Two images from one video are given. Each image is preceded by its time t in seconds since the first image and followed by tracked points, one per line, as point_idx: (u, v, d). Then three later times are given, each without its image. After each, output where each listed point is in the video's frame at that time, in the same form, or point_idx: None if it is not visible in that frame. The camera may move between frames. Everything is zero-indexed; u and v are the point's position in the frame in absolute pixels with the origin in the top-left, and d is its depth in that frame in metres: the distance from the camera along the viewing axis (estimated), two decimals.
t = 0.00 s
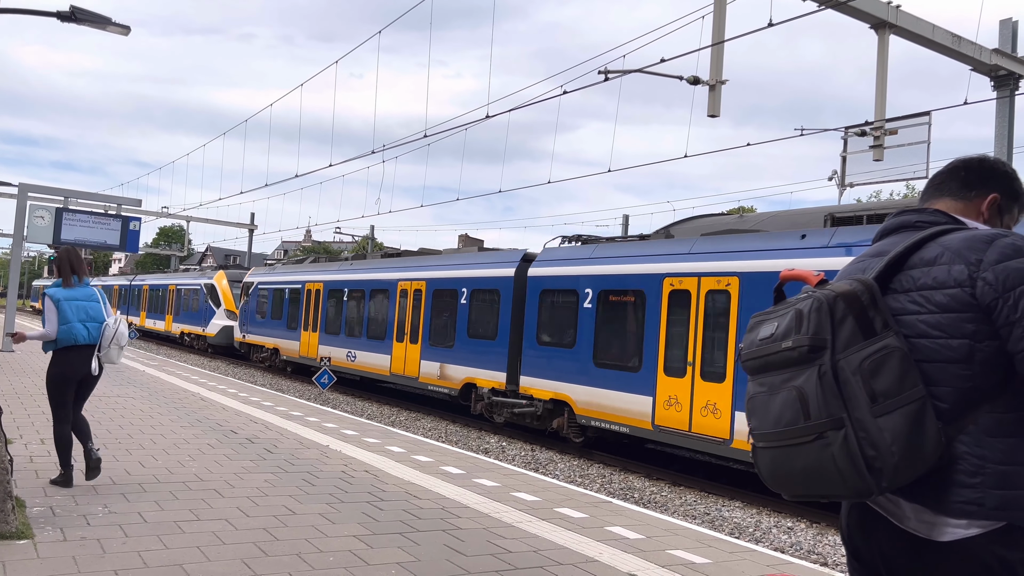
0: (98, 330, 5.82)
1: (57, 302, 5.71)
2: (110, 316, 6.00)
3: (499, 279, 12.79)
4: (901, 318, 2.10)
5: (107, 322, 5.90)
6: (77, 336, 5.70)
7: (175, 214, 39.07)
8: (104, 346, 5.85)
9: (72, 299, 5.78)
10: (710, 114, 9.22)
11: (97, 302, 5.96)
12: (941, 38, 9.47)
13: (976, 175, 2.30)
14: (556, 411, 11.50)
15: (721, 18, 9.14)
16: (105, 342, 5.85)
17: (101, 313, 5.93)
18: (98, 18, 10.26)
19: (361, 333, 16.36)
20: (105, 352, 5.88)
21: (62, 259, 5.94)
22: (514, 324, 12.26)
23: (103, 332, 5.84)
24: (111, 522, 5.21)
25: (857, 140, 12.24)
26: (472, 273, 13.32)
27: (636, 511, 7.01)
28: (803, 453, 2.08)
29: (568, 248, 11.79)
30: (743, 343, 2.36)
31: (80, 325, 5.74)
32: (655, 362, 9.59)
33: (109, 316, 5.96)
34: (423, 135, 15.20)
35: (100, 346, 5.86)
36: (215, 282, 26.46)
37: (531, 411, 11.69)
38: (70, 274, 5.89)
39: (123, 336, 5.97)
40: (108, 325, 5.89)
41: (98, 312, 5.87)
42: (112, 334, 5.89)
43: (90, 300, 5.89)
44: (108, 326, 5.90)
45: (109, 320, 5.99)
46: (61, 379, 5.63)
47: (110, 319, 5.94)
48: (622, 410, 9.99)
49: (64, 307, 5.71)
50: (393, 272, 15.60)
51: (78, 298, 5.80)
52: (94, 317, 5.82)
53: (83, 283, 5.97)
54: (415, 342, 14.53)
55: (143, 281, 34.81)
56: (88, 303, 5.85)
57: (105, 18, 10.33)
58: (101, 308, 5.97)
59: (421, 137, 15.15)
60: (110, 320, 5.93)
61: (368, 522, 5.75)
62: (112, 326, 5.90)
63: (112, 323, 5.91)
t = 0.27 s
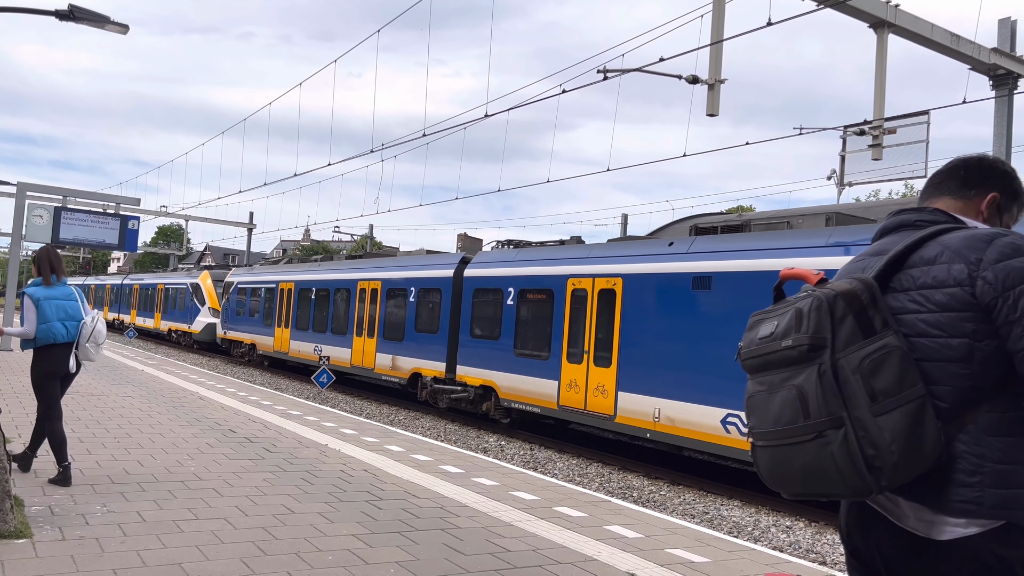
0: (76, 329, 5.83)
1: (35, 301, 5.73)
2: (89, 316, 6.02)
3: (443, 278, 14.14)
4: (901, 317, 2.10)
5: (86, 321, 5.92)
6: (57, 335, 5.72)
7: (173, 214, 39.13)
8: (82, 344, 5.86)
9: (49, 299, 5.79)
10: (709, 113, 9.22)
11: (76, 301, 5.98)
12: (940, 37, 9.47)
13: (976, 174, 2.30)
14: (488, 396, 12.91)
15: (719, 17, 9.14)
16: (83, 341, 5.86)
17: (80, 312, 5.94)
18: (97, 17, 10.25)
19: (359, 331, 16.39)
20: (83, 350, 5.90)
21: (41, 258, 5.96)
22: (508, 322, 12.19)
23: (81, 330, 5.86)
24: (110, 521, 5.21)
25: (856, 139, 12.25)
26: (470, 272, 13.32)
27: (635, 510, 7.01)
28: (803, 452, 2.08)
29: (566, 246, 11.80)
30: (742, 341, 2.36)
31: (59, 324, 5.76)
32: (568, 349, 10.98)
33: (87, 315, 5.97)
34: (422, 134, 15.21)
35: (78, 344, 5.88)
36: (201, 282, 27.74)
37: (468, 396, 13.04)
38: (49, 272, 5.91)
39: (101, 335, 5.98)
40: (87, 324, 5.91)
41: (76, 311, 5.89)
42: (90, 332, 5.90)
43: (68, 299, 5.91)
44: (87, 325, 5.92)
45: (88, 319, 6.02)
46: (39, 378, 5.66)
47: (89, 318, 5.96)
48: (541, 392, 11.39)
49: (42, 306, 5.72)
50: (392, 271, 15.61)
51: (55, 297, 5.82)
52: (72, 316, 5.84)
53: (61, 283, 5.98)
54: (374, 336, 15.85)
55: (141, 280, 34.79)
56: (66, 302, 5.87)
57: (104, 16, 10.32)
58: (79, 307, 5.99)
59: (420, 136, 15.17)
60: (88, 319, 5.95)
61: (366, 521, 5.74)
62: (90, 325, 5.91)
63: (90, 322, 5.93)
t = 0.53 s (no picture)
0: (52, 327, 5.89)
1: (15, 297, 5.76)
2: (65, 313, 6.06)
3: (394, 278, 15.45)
4: (900, 317, 2.10)
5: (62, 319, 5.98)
6: (35, 331, 5.79)
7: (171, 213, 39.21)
8: (57, 342, 5.93)
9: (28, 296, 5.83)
10: (708, 112, 9.22)
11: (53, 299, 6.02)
12: (939, 36, 9.48)
13: (975, 172, 2.30)
14: (428, 383, 14.36)
15: (718, 16, 9.14)
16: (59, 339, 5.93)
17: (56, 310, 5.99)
18: (96, 16, 10.24)
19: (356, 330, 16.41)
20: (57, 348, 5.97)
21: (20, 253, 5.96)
22: (505, 320, 12.16)
23: (57, 329, 5.92)
24: (109, 521, 5.21)
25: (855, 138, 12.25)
26: (469, 271, 13.31)
27: (634, 509, 7.01)
28: (802, 451, 2.08)
29: (565, 245, 11.79)
30: (741, 341, 2.36)
31: (37, 321, 5.81)
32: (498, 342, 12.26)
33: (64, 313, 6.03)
34: (420, 133, 15.21)
35: (53, 341, 5.94)
36: (186, 282, 28.95)
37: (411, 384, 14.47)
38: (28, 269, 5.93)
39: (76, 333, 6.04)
40: (63, 322, 5.97)
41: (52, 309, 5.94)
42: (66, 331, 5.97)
43: (46, 296, 5.94)
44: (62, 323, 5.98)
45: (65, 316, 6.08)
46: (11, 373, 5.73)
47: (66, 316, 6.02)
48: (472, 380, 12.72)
49: (21, 303, 5.77)
50: (390, 270, 15.61)
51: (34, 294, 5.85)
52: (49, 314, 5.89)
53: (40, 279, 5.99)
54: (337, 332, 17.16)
55: (140, 279, 34.73)
56: (44, 299, 5.90)
57: (103, 15, 10.32)
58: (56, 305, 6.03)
59: (419, 135, 15.17)
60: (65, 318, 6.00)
61: (365, 521, 5.74)
62: (66, 323, 5.97)
63: (67, 320, 6.00)
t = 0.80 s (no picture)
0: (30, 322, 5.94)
1: None
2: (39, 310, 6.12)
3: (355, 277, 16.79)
4: (900, 316, 2.10)
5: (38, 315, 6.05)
6: (15, 326, 5.85)
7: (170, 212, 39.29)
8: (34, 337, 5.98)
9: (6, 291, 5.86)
10: (707, 112, 9.22)
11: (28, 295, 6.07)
12: (938, 36, 9.48)
13: (974, 172, 2.30)
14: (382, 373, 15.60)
15: (718, 16, 9.13)
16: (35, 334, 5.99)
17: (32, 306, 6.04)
18: (95, 15, 10.24)
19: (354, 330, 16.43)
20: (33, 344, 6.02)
21: None
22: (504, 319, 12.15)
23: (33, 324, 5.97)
24: (109, 520, 5.21)
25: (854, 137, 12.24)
26: (468, 271, 13.31)
27: (634, 509, 7.01)
28: (801, 451, 2.08)
29: (563, 245, 11.80)
30: (740, 341, 2.36)
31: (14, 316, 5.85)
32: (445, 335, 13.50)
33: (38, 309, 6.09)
34: (420, 132, 15.22)
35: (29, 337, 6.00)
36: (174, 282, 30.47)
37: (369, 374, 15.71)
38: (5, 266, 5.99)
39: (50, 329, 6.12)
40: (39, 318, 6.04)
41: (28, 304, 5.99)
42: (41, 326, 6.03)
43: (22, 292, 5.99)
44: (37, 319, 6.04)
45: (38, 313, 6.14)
46: None
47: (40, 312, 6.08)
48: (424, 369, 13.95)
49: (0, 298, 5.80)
50: (388, 270, 15.62)
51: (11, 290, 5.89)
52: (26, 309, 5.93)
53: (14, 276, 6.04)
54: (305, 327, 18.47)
55: (139, 279, 34.74)
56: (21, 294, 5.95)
57: (102, 15, 10.31)
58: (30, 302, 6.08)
59: (418, 135, 15.18)
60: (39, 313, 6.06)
61: (365, 520, 5.74)
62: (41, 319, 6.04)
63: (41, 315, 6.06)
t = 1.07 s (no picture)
0: None
1: None
2: None
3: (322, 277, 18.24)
4: (899, 316, 2.10)
5: None
6: None
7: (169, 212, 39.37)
8: None
9: None
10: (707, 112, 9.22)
11: None
12: (938, 35, 9.47)
13: (973, 171, 2.30)
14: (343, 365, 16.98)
15: (717, 16, 9.14)
16: None
17: None
18: (94, 15, 10.23)
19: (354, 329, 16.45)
20: None
21: None
22: (506, 319, 12.13)
23: None
24: (109, 520, 5.21)
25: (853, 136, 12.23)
26: (468, 270, 13.31)
27: (633, 508, 7.02)
28: (800, 450, 2.08)
29: (563, 244, 11.81)
30: (740, 340, 2.36)
31: None
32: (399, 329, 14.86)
33: None
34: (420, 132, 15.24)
35: None
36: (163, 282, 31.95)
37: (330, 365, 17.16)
38: None
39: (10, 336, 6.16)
40: None
41: None
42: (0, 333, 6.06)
43: None
44: None
45: None
46: None
47: None
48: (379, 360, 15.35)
49: None
50: (388, 269, 15.63)
51: None
52: None
53: None
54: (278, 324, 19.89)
55: (138, 278, 34.83)
56: None
57: (102, 14, 10.31)
58: None
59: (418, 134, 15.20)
60: None
61: (365, 519, 5.74)
62: None
63: None
